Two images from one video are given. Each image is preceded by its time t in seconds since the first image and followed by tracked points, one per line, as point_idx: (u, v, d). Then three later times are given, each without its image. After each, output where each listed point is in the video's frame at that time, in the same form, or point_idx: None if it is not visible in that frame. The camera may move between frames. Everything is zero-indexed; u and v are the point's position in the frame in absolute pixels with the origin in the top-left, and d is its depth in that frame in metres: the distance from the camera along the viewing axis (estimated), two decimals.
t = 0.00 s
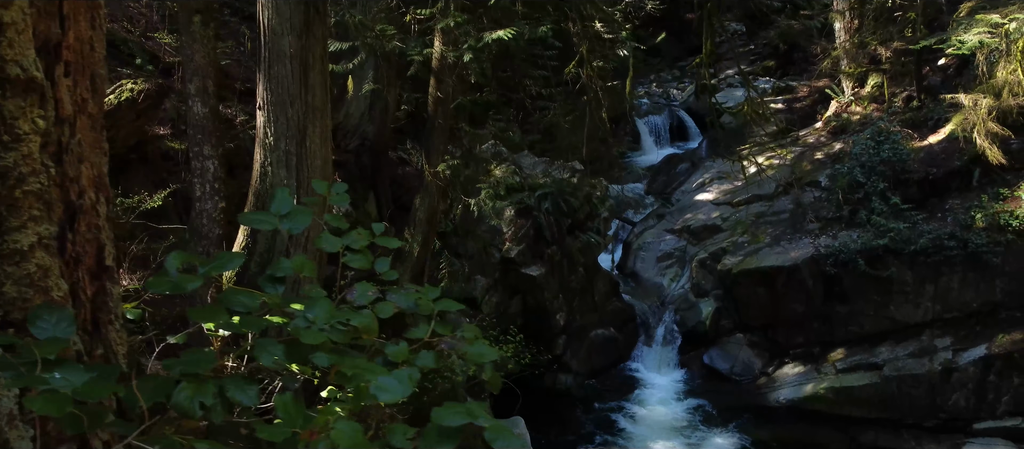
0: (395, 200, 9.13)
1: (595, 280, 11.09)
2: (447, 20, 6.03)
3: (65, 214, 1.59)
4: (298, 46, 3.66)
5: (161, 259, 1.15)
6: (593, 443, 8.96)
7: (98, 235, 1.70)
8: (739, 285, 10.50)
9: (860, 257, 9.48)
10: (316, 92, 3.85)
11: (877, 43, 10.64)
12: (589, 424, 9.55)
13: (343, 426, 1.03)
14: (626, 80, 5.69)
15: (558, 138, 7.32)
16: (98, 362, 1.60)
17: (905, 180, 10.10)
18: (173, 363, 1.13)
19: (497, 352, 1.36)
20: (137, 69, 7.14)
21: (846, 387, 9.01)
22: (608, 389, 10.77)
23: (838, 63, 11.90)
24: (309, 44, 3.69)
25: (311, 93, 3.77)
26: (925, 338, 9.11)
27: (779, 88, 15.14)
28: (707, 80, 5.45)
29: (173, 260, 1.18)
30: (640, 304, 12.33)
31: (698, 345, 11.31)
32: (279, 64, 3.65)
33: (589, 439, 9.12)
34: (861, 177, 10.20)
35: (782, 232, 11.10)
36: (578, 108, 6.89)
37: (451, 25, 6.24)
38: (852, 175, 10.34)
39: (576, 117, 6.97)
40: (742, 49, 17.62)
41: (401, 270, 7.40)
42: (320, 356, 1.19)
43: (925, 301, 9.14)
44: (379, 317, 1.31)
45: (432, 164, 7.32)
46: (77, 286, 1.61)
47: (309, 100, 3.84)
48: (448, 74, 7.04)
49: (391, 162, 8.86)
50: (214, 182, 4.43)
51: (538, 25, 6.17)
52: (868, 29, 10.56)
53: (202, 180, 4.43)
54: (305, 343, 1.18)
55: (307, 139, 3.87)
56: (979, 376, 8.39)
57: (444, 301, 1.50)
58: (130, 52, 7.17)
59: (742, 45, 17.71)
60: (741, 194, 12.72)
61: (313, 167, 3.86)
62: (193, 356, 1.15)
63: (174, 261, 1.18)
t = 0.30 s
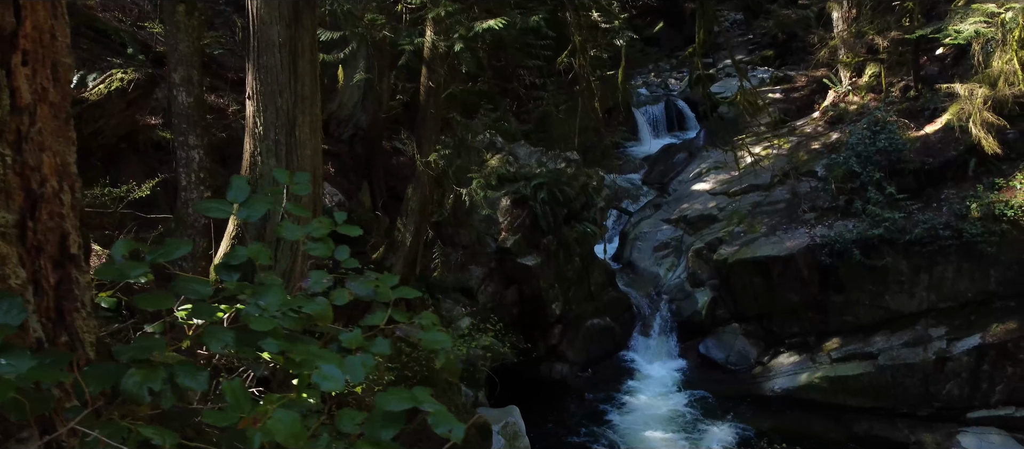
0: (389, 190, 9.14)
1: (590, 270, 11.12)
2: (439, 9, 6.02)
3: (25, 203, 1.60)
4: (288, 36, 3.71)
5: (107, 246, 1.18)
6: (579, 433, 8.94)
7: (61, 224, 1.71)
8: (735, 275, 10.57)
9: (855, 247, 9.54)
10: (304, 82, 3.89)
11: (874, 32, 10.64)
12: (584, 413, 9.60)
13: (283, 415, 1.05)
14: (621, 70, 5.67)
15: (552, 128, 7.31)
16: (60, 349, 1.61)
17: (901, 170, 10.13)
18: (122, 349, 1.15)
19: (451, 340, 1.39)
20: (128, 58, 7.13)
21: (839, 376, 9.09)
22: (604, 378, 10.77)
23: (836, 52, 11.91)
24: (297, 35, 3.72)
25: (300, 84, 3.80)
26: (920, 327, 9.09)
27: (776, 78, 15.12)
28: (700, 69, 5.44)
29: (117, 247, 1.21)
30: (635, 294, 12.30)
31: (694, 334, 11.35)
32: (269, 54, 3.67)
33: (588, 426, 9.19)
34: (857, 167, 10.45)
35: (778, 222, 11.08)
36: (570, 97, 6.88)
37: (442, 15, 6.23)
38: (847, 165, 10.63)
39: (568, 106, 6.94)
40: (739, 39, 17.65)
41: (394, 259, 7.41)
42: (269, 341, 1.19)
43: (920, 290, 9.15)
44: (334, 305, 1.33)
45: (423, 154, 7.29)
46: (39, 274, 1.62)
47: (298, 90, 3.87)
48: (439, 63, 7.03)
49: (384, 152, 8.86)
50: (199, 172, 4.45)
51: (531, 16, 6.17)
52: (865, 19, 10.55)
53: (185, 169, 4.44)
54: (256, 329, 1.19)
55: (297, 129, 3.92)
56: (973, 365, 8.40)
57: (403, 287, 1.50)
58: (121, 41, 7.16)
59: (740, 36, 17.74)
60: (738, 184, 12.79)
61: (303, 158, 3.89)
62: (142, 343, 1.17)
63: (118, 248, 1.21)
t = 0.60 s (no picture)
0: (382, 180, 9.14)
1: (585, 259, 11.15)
2: None
3: None
4: (277, 26, 3.79)
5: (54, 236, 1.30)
6: (574, 423, 8.98)
7: (22, 212, 1.78)
8: (731, 264, 10.59)
9: (850, 237, 9.59)
10: (294, 72, 3.95)
11: (870, 22, 10.64)
12: (579, 402, 9.66)
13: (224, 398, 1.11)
14: (612, 60, 5.66)
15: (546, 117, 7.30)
16: (22, 336, 1.66)
17: (896, 160, 10.15)
18: (68, 335, 1.16)
19: (406, 327, 1.39)
20: (118, 48, 7.13)
21: (833, 365, 9.08)
22: (599, 368, 10.80)
23: (833, 41, 11.91)
24: (286, 26, 3.81)
25: (288, 73, 3.88)
26: (914, 317, 9.11)
27: (773, 68, 15.10)
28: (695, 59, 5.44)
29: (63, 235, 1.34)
30: (631, 284, 12.33)
31: (689, 324, 11.37)
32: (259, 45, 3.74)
33: (583, 415, 9.23)
34: (853, 157, 10.47)
35: (774, 212, 11.12)
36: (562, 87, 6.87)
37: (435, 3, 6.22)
38: (844, 155, 10.64)
39: (561, 95, 6.95)
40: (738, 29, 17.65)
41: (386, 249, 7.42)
42: (217, 328, 1.20)
43: (915, 280, 9.18)
44: (286, 292, 1.35)
45: (415, 143, 7.26)
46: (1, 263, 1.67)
47: (288, 80, 3.94)
48: (431, 52, 7.02)
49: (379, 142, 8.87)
50: (183, 161, 4.45)
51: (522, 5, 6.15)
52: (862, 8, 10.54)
53: (170, 158, 4.46)
54: (204, 315, 1.20)
55: (287, 119, 3.99)
56: (967, 355, 8.44)
57: (361, 276, 1.51)
58: (111, 31, 7.16)
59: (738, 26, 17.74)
60: (735, 174, 12.80)
61: (292, 147, 3.98)
62: (89, 330, 1.18)
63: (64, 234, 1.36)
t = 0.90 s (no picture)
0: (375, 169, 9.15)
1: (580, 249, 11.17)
2: None
3: None
4: (265, 15, 3.78)
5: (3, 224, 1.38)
6: (570, 411, 9.01)
7: None
8: (726, 254, 10.61)
9: (846, 227, 9.59)
10: (281, 61, 3.94)
11: (867, 11, 10.63)
12: (573, 391, 9.66)
13: (163, 383, 1.17)
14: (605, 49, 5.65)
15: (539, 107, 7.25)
16: None
17: (892, 149, 10.15)
18: (15, 322, 1.25)
19: (358, 312, 1.41)
20: (108, 37, 7.11)
21: (828, 354, 9.15)
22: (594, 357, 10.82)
23: (830, 31, 11.91)
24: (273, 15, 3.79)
25: (276, 62, 3.86)
26: (909, 306, 9.11)
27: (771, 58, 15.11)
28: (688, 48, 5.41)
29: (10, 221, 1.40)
30: (627, 273, 12.34)
31: (685, 313, 11.39)
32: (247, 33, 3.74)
33: (568, 407, 9.14)
34: (849, 146, 10.44)
35: (769, 202, 11.12)
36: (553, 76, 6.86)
37: None
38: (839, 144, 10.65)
39: (553, 84, 6.93)
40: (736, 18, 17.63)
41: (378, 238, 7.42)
42: (162, 314, 1.23)
43: (910, 269, 9.19)
44: (237, 279, 1.37)
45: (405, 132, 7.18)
46: None
47: (275, 69, 3.92)
48: (422, 41, 7.00)
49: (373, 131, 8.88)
50: (167, 150, 4.48)
51: None
52: None
53: (154, 147, 4.49)
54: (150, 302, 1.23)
55: (275, 108, 3.98)
56: (961, 344, 8.42)
57: (315, 261, 1.53)
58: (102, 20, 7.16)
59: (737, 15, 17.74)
60: (731, 164, 12.81)
61: (281, 136, 3.98)
62: (36, 315, 1.27)
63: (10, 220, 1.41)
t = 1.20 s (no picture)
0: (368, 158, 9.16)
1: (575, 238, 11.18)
2: None
3: None
4: (252, 4, 3.70)
5: None
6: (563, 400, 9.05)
7: None
8: (722, 244, 10.61)
9: (840, 217, 9.59)
10: (269, 50, 3.88)
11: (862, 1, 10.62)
12: (567, 381, 9.68)
13: (96, 370, 1.33)
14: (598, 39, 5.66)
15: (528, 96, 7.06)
16: None
17: (887, 139, 10.14)
18: None
19: (308, 299, 1.44)
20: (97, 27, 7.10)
21: (823, 344, 9.10)
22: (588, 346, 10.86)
23: (827, 20, 11.90)
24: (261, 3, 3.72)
25: (264, 52, 3.81)
26: (903, 296, 9.14)
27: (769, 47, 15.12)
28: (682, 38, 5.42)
29: None
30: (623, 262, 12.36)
31: (680, 303, 11.41)
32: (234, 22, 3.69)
33: (556, 398, 9.11)
34: (844, 136, 10.27)
35: (765, 192, 11.12)
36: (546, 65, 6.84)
37: None
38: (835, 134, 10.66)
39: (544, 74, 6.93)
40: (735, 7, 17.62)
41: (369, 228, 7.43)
42: (107, 301, 1.26)
43: (904, 259, 9.20)
44: (185, 266, 1.40)
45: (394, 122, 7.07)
46: None
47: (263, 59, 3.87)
48: (412, 31, 6.98)
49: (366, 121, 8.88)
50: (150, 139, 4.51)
51: None
52: None
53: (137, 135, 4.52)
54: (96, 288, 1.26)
55: (262, 97, 3.95)
56: (955, 333, 8.45)
57: (264, 250, 1.56)
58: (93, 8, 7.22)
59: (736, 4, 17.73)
60: (728, 153, 12.80)
61: (269, 126, 3.97)
62: None
63: None
